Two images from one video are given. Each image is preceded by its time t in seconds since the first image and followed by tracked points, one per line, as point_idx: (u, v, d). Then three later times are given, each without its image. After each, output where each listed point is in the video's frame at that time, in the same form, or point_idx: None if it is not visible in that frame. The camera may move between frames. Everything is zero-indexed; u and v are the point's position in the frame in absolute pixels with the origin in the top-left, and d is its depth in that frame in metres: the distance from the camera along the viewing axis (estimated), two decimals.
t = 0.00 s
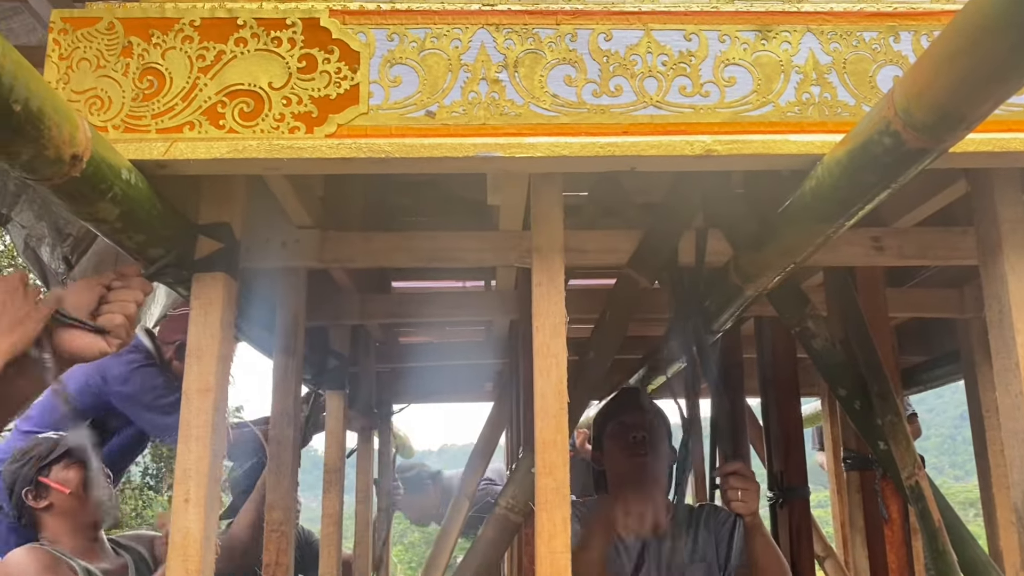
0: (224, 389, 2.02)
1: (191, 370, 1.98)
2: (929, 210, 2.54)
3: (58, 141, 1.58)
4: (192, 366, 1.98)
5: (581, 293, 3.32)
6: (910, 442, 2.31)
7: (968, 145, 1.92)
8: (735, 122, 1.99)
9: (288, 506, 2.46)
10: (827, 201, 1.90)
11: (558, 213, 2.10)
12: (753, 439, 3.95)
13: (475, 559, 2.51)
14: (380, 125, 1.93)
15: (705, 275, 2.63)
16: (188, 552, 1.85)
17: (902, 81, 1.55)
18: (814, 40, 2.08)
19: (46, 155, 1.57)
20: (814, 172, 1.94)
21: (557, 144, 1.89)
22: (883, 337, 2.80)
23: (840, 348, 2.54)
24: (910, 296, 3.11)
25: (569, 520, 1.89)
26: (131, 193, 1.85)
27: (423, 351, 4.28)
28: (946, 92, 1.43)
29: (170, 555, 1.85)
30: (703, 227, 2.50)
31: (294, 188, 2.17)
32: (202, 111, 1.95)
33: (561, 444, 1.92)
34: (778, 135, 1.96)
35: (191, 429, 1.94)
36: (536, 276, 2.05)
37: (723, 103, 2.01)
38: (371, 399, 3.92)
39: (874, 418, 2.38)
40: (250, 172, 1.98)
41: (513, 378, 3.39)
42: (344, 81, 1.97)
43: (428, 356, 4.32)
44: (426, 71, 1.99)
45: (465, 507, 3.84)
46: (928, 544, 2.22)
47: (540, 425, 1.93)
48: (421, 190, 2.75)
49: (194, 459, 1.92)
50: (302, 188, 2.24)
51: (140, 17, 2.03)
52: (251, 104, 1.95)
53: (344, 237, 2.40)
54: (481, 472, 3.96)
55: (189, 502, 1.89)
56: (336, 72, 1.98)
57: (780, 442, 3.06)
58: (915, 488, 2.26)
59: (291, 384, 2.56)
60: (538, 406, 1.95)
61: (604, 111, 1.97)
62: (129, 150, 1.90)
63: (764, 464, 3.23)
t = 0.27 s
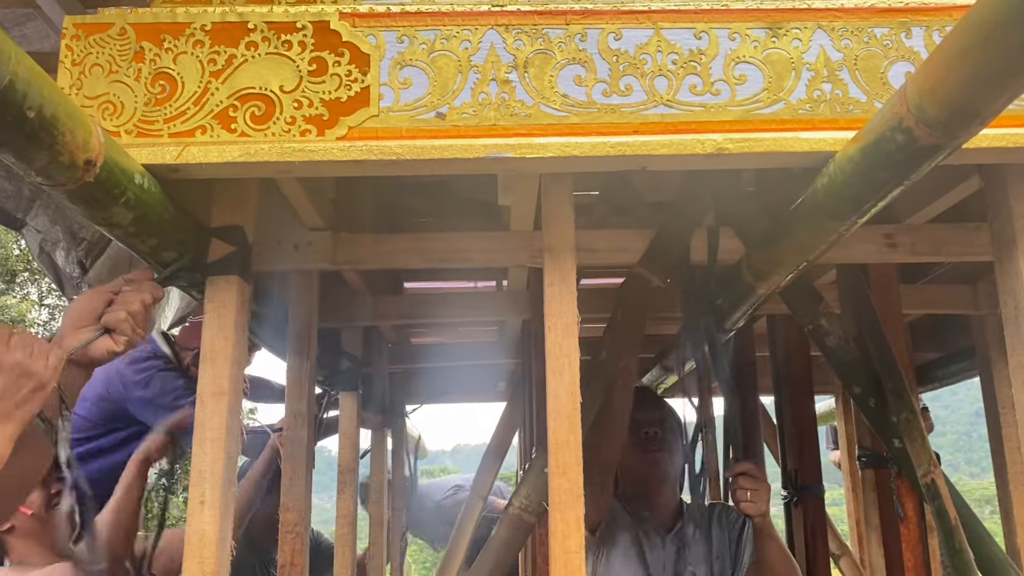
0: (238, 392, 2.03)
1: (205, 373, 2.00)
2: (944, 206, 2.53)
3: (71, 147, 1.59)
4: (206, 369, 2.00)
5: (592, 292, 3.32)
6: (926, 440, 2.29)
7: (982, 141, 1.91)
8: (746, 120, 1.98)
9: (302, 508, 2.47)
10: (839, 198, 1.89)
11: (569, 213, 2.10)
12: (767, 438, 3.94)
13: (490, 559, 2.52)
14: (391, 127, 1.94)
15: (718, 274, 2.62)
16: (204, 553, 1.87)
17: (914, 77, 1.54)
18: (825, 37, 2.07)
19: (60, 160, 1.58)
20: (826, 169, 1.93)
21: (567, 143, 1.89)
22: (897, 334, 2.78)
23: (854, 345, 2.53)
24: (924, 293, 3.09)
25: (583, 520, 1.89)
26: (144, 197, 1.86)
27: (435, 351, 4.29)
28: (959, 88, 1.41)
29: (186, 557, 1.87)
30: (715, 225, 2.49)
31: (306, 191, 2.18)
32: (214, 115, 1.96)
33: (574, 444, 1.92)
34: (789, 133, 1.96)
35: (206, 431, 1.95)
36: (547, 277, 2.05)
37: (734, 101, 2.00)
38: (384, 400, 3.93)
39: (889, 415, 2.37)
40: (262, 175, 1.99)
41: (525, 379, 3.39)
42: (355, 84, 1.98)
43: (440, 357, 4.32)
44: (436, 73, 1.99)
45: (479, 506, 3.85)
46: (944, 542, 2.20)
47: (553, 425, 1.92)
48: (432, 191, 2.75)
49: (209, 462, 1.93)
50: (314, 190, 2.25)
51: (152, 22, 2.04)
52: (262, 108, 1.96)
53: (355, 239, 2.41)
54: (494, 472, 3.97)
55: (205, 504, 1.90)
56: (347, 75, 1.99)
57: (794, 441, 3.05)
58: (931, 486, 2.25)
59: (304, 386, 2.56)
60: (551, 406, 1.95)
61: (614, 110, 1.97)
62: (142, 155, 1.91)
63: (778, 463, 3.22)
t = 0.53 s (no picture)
0: (253, 393, 2.04)
1: (220, 374, 2.01)
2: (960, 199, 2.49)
3: (86, 150, 1.60)
4: (221, 370, 2.01)
5: (605, 290, 3.31)
6: (942, 437, 2.28)
7: (997, 135, 1.89)
8: (758, 117, 1.97)
9: (317, 507, 2.48)
10: (853, 194, 1.88)
11: (581, 211, 2.09)
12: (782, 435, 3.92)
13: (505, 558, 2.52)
14: (402, 128, 1.94)
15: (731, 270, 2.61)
16: (219, 553, 1.88)
17: (928, 71, 1.52)
18: (837, 32, 2.06)
19: (74, 163, 1.60)
20: (839, 165, 1.92)
21: (578, 141, 1.89)
22: (912, 330, 2.76)
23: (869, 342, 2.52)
24: (940, 289, 3.07)
25: (598, 519, 1.89)
26: (158, 200, 1.87)
27: (448, 351, 4.29)
28: (974, 82, 1.40)
29: (202, 557, 1.88)
30: (728, 222, 2.48)
31: (318, 192, 2.19)
32: (226, 117, 1.97)
33: (588, 442, 1.92)
34: (802, 129, 1.95)
35: (221, 432, 1.96)
36: (559, 275, 2.05)
37: (746, 97, 1.99)
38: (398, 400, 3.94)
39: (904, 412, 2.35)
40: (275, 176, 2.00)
41: (539, 378, 3.39)
42: (366, 84, 1.98)
43: (453, 356, 4.33)
44: (447, 72, 1.99)
45: (493, 504, 3.87)
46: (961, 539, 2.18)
47: (567, 424, 1.92)
48: (444, 190, 2.75)
49: (224, 462, 1.94)
50: (326, 191, 2.26)
51: (164, 25, 2.05)
52: (274, 109, 1.96)
53: (368, 239, 2.41)
54: (508, 471, 3.98)
55: (220, 504, 1.91)
56: (358, 75, 1.99)
57: (809, 438, 3.04)
58: (948, 483, 2.23)
59: (319, 385, 2.57)
60: (564, 405, 1.95)
61: (625, 108, 1.97)
62: (156, 157, 1.92)
63: (793, 461, 3.20)
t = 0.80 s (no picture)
0: (266, 392, 2.06)
1: (234, 375, 2.02)
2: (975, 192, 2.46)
3: (99, 153, 1.61)
4: (235, 370, 2.02)
5: (617, 288, 3.31)
6: (959, 433, 2.26)
7: (1012, 129, 1.87)
8: (769, 113, 1.96)
9: (331, 506, 2.49)
10: (866, 190, 1.86)
11: (592, 210, 2.09)
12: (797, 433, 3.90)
13: (520, 557, 2.53)
14: (413, 127, 1.95)
15: (745, 267, 2.59)
16: (235, 553, 1.89)
17: (940, 65, 1.51)
18: (848, 27, 2.05)
19: (88, 166, 1.61)
20: (852, 160, 1.90)
21: (589, 139, 1.88)
22: (928, 325, 2.74)
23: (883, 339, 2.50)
24: (955, 284, 3.04)
25: (611, 517, 1.89)
26: (171, 201, 1.88)
27: (461, 350, 4.30)
28: (986, 76, 1.39)
29: (219, 556, 1.89)
30: (740, 218, 2.46)
31: (330, 193, 2.20)
32: (238, 119, 1.97)
33: (601, 441, 1.91)
34: (814, 124, 1.93)
35: (235, 432, 1.97)
36: (571, 273, 2.05)
37: (757, 94, 1.98)
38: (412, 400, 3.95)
39: (920, 409, 2.34)
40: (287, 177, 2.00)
41: (551, 376, 3.39)
42: (377, 85, 1.99)
43: (466, 356, 4.33)
44: (457, 72, 2.00)
45: (508, 502, 3.92)
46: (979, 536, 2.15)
47: (579, 424, 1.92)
48: (455, 190, 2.76)
49: (239, 462, 1.95)
50: (338, 192, 2.27)
51: (176, 28, 2.06)
52: (286, 111, 1.97)
53: (380, 240, 2.42)
54: (522, 470, 4.00)
55: (235, 504, 1.93)
56: (368, 76, 2.00)
57: (824, 435, 3.02)
58: (965, 479, 2.21)
59: (332, 385, 2.58)
60: (577, 403, 1.94)
61: (636, 105, 1.96)
62: (168, 160, 1.93)
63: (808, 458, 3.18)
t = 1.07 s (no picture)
0: (284, 393, 2.07)
1: (252, 375, 2.03)
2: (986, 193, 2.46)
3: (118, 157, 1.64)
4: (253, 371, 2.03)
5: (631, 286, 3.31)
6: (976, 431, 2.25)
7: None
8: (783, 111, 1.97)
9: (349, 506, 2.50)
10: (881, 187, 1.86)
11: (606, 209, 2.09)
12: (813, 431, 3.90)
13: (536, 555, 2.55)
14: (427, 129, 1.96)
15: (759, 265, 2.59)
16: (254, 552, 1.91)
17: (954, 62, 1.51)
18: (862, 24, 2.05)
19: (107, 170, 1.63)
20: (866, 158, 1.90)
21: (603, 139, 1.89)
22: (944, 323, 2.73)
23: (899, 336, 2.49)
24: (971, 280, 3.03)
25: (627, 515, 1.89)
26: (189, 205, 1.90)
27: (475, 349, 4.32)
28: (1000, 73, 1.38)
29: (238, 556, 1.91)
30: (753, 217, 2.46)
31: (346, 194, 2.21)
32: (254, 122, 1.99)
33: (616, 440, 1.92)
34: (827, 122, 1.93)
35: (253, 433, 1.99)
36: (585, 273, 2.05)
37: (771, 92, 1.99)
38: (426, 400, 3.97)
39: (936, 406, 2.33)
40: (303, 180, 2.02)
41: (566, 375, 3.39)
42: (391, 87, 2.00)
43: (480, 355, 4.35)
44: (470, 73, 2.01)
45: (523, 502, 3.95)
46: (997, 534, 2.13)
47: (595, 422, 1.93)
48: (469, 190, 2.77)
49: (257, 462, 1.97)
50: (353, 194, 2.28)
51: (192, 32, 2.08)
52: (301, 113, 1.98)
53: (394, 241, 2.44)
54: (537, 469, 4.02)
55: (254, 504, 1.95)
56: (383, 78, 2.01)
57: (840, 433, 3.01)
58: (982, 477, 2.19)
59: (348, 385, 2.61)
60: (591, 402, 1.95)
61: (649, 105, 1.96)
62: (186, 163, 1.95)
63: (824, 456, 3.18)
